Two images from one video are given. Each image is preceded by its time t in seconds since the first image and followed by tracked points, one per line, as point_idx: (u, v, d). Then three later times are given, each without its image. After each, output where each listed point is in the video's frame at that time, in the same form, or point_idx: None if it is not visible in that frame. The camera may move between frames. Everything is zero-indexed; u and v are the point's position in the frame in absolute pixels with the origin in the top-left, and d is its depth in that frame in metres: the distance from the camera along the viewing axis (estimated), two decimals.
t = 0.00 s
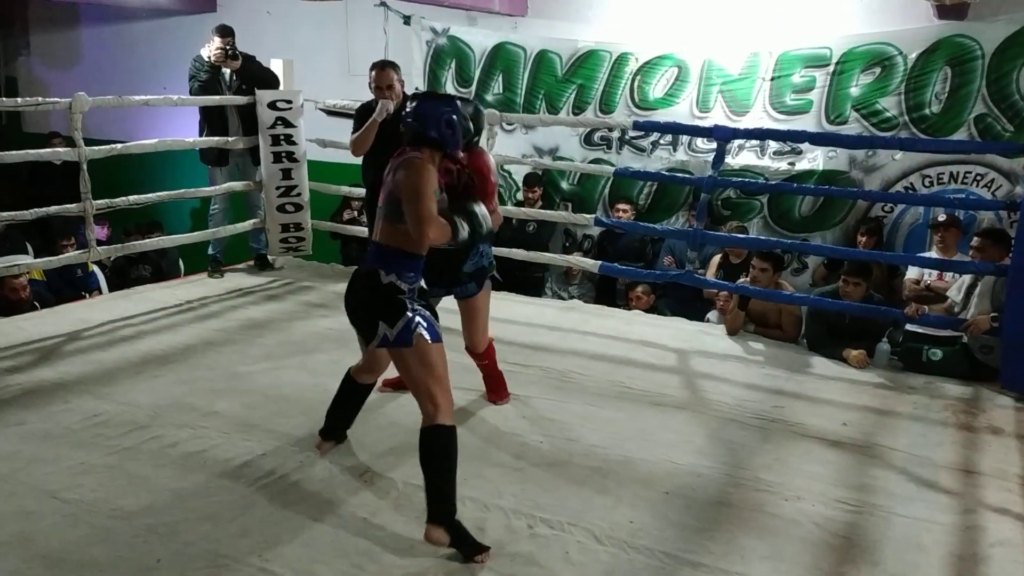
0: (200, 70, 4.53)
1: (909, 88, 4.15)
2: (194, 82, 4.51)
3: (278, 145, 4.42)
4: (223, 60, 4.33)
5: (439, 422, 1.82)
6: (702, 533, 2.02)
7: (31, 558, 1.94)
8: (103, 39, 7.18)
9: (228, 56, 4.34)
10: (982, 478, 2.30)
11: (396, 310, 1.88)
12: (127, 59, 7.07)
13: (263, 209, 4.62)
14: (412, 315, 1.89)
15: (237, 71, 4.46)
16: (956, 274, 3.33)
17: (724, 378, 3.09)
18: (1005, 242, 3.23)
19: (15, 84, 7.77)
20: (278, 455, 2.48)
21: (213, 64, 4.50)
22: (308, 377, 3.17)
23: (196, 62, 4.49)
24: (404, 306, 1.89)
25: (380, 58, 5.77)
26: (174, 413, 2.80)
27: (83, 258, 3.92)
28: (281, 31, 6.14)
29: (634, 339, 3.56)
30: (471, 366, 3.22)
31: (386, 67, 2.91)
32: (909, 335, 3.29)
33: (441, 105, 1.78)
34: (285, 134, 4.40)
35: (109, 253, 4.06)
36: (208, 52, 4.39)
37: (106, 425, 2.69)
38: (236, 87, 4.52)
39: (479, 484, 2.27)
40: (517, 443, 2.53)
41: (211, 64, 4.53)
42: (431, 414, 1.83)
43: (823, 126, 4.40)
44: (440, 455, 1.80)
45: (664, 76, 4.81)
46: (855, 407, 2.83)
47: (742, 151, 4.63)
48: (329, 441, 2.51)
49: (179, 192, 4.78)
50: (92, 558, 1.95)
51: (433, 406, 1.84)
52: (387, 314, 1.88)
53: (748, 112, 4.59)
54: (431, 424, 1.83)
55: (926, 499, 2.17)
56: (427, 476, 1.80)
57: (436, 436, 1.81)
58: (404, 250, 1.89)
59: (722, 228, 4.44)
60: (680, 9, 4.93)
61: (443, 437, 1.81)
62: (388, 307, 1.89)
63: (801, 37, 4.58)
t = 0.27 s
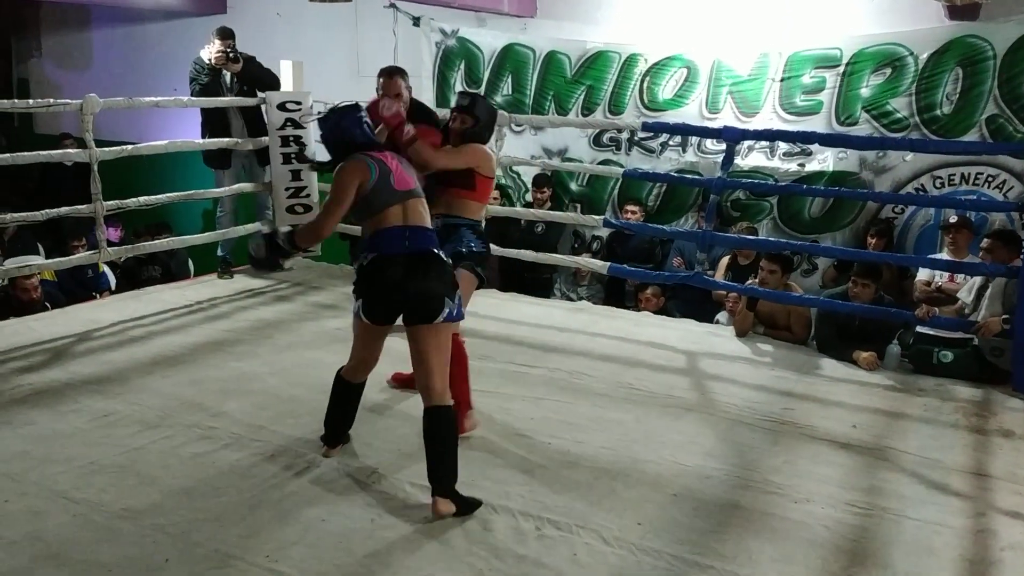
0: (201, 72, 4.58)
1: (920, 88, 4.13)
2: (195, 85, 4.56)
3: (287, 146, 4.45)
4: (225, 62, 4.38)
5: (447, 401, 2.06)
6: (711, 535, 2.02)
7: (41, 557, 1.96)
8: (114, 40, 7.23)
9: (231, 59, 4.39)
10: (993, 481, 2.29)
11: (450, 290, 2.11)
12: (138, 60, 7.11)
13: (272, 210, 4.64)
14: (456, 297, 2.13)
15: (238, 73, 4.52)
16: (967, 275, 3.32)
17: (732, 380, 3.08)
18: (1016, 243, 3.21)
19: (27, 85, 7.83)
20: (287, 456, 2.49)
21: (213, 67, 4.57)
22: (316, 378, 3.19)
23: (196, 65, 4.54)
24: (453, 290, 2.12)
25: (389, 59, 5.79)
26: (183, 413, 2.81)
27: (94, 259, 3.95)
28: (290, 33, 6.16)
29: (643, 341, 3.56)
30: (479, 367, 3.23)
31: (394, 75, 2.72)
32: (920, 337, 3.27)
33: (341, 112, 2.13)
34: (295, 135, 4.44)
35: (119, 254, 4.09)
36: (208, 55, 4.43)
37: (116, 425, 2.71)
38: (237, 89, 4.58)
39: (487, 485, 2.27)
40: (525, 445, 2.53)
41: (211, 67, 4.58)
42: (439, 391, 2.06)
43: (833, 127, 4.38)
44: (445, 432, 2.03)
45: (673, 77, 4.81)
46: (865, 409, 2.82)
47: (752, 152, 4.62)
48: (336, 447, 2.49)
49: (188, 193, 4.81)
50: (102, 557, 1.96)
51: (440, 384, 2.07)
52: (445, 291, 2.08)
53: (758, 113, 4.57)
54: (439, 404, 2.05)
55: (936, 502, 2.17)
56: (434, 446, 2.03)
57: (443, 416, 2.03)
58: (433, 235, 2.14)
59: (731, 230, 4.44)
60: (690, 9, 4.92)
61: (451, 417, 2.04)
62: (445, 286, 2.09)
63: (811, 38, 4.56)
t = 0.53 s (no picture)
0: (201, 74, 4.53)
1: (925, 89, 4.11)
2: (196, 86, 4.50)
3: (290, 147, 4.46)
4: (225, 64, 4.35)
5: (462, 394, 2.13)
6: (715, 538, 2.01)
7: (44, 558, 1.96)
8: (118, 41, 7.25)
9: (231, 61, 4.36)
10: (999, 483, 2.28)
11: (432, 293, 2.10)
12: (143, 61, 7.13)
13: (276, 211, 4.64)
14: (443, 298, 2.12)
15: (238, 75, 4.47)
16: (972, 277, 3.30)
17: (736, 382, 3.07)
18: (1020, 244, 3.20)
19: (32, 87, 7.87)
20: (290, 458, 2.49)
21: (214, 68, 4.50)
22: (319, 379, 3.19)
23: (196, 67, 4.50)
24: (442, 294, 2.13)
25: (393, 60, 5.79)
26: (186, 415, 2.82)
27: (98, 261, 3.96)
28: (294, 34, 6.18)
29: (646, 342, 3.55)
30: (482, 369, 3.23)
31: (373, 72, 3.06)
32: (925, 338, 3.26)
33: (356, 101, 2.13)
34: (299, 136, 4.44)
35: (123, 256, 4.09)
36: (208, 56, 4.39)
37: (119, 427, 2.71)
38: (236, 91, 4.56)
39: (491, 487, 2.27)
40: (529, 447, 2.52)
41: (211, 69, 4.53)
42: (455, 384, 2.13)
43: (838, 128, 4.36)
44: (456, 422, 2.12)
45: (677, 77, 4.80)
46: (870, 411, 2.81)
47: (756, 152, 4.60)
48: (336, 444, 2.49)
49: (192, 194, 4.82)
50: (105, 558, 1.97)
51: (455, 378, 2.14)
52: (422, 296, 2.08)
53: (762, 114, 4.56)
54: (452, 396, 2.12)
55: (942, 505, 2.15)
56: (445, 433, 2.12)
57: (454, 407, 2.12)
58: (421, 235, 2.14)
59: (735, 231, 4.43)
60: (694, 10, 4.91)
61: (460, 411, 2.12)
62: (420, 291, 2.08)
63: (816, 38, 4.55)
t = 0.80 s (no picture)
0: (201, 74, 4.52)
1: (925, 89, 4.11)
2: (196, 86, 4.50)
3: (289, 147, 4.47)
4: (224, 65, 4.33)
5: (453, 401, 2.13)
6: (715, 539, 2.00)
7: (42, 560, 1.96)
8: (117, 41, 7.24)
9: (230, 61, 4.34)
10: (1000, 485, 2.27)
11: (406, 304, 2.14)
12: (141, 61, 7.12)
13: (275, 211, 4.64)
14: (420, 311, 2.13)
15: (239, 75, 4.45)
16: (972, 277, 3.29)
17: (736, 383, 3.07)
18: (1020, 244, 3.19)
19: (30, 87, 7.86)
20: (288, 459, 2.49)
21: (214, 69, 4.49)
22: (318, 380, 3.18)
23: (195, 67, 4.49)
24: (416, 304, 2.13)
25: (392, 60, 5.78)
26: (184, 416, 2.81)
27: (97, 261, 3.95)
28: (293, 35, 6.17)
29: (646, 343, 3.54)
30: (482, 370, 3.22)
31: (332, 79, 3.37)
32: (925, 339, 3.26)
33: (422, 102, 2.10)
34: (298, 136, 4.44)
35: (122, 256, 4.09)
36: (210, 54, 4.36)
37: (117, 428, 2.70)
38: (236, 91, 4.53)
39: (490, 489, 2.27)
40: (528, 448, 2.52)
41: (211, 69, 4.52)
42: (446, 389, 2.14)
43: (838, 129, 4.36)
44: (451, 426, 2.14)
45: (677, 78, 4.79)
46: (870, 412, 2.80)
47: (756, 152, 4.60)
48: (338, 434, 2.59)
49: (190, 195, 4.81)
50: (103, 560, 1.96)
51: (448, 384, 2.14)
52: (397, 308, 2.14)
53: (762, 114, 4.55)
54: (447, 400, 2.14)
55: (942, 506, 2.15)
56: (441, 437, 2.14)
57: (450, 412, 2.13)
58: (404, 246, 2.14)
59: (735, 231, 4.42)
60: (693, 10, 4.91)
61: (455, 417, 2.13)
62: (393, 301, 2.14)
63: (815, 38, 4.54)
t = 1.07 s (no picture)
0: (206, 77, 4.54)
1: (925, 88, 4.10)
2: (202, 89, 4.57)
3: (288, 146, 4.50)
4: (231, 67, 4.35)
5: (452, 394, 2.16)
6: (712, 540, 1.99)
7: (38, 560, 1.95)
8: (117, 42, 7.24)
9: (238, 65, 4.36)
10: (999, 485, 2.26)
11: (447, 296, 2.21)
12: (140, 61, 7.12)
13: (274, 211, 4.64)
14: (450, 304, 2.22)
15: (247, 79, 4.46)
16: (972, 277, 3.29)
17: (735, 383, 3.06)
18: (1019, 244, 3.18)
19: (30, 88, 7.86)
20: (286, 460, 2.48)
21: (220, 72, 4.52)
22: (316, 380, 3.18)
23: (200, 69, 4.58)
24: (448, 296, 2.22)
25: (391, 60, 5.78)
26: (181, 416, 2.80)
27: (95, 262, 3.94)
28: (292, 35, 6.17)
29: (646, 343, 3.53)
30: (481, 370, 3.21)
31: (314, 89, 3.38)
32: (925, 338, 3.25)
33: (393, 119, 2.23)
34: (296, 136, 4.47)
35: (121, 257, 4.08)
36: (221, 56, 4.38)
37: (114, 428, 2.70)
38: (241, 91, 4.53)
39: (488, 489, 2.26)
40: (526, 448, 2.51)
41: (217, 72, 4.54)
42: (443, 379, 2.17)
43: (837, 128, 4.35)
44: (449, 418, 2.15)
45: (676, 77, 4.79)
46: (869, 412, 2.80)
47: (755, 152, 4.59)
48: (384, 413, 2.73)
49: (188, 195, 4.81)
50: (99, 561, 1.95)
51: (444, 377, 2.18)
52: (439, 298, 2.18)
53: (761, 114, 4.55)
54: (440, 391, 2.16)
55: (941, 506, 2.14)
56: (441, 429, 2.16)
57: (448, 404, 2.15)
58: (433, 240, 2.21)
59: (734, 231, 4.41)
60: (692, 10, 4.90)
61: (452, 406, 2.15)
62: (437, 292, 2.18)
63: (814, 37, 4.54)
